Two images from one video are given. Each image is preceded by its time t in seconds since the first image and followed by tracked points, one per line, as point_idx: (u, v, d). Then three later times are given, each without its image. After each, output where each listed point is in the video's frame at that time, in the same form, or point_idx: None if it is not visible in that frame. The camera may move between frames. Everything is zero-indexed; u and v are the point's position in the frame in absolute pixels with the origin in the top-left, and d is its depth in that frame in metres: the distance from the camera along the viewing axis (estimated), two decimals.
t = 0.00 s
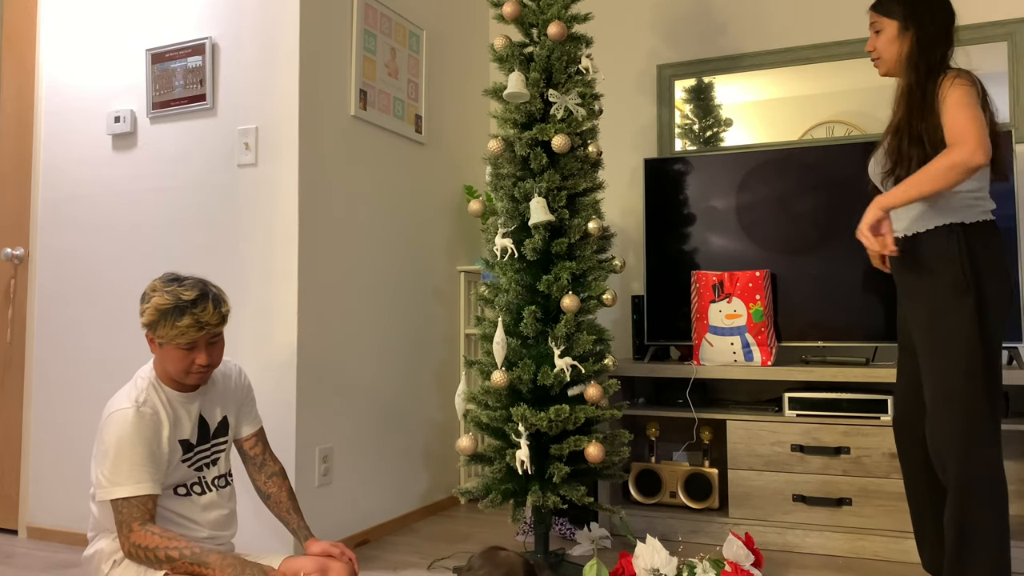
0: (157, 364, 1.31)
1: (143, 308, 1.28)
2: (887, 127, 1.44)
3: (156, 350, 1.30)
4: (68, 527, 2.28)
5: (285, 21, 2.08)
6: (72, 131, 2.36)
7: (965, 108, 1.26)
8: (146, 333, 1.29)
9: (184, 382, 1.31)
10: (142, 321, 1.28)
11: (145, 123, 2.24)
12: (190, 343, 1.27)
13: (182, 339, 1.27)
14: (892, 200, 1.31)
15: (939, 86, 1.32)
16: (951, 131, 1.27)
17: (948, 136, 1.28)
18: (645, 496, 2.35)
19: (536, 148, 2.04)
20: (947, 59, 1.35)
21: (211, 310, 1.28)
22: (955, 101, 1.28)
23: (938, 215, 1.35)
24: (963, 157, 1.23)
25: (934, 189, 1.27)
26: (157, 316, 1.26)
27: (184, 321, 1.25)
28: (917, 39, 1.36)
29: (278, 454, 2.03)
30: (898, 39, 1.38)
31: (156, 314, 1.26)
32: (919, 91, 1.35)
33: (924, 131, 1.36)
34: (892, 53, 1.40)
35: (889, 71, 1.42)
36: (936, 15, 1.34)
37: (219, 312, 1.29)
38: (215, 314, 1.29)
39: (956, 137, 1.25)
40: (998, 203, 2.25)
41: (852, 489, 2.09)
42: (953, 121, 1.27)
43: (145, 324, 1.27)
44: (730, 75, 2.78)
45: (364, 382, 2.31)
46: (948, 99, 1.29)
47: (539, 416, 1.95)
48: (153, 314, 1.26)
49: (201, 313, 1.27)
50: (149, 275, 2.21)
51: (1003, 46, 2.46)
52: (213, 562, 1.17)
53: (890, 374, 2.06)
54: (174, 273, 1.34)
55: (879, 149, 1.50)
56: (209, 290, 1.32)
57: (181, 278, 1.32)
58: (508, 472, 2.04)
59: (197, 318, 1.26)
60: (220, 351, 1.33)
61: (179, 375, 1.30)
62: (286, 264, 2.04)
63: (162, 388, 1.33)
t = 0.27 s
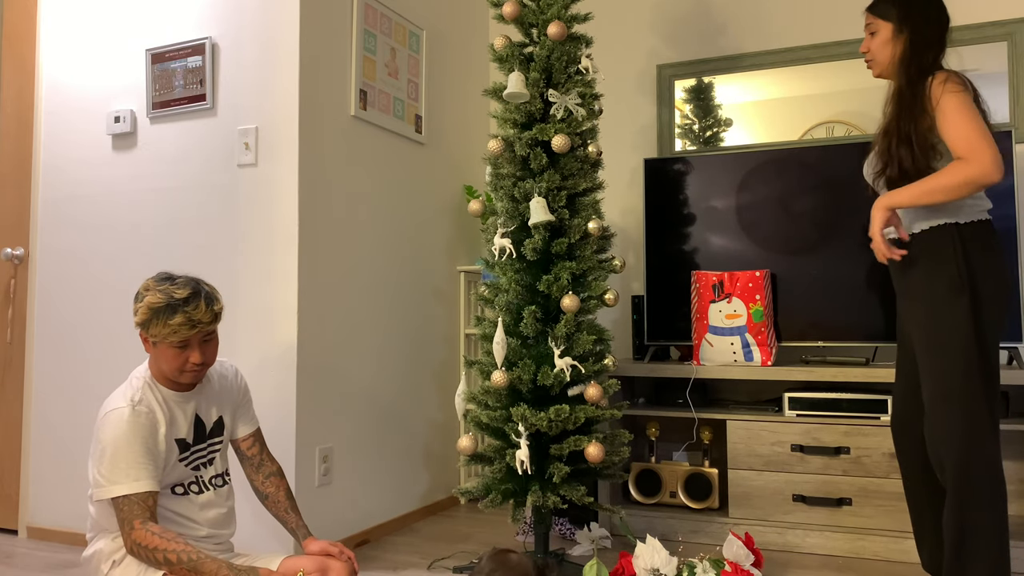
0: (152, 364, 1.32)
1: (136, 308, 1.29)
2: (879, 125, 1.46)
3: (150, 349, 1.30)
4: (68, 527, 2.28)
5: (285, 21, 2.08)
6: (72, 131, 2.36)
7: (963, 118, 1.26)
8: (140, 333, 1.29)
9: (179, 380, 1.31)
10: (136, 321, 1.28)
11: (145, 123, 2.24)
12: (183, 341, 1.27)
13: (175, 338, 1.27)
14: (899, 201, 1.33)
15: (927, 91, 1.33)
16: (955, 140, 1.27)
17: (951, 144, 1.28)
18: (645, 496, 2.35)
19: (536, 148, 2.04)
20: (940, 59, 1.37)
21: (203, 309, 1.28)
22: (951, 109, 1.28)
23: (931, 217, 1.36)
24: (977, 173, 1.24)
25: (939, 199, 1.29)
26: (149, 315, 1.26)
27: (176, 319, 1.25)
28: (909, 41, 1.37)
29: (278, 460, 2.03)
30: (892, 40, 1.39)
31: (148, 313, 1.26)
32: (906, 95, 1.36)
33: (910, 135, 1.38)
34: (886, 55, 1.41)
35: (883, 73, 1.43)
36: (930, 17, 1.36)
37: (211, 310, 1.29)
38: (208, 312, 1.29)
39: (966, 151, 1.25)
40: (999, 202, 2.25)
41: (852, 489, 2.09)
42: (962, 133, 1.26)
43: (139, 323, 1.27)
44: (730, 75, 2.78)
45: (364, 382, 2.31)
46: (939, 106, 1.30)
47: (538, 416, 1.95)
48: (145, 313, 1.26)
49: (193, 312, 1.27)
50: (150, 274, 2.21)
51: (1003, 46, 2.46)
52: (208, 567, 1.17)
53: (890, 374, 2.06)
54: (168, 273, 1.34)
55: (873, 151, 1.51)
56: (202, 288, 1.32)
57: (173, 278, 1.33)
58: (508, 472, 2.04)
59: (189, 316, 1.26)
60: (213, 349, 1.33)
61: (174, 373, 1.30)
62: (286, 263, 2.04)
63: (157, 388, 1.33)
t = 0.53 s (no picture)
0: (148, 365, 1.32)
1: (133, 309, 1.28)
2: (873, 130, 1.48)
3: (147, 350, 1.30)
4: (68, 527, 2.28)
5: (285, 21, 2.08)
6: (72, 131, 2.36)
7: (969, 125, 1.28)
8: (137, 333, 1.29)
9: (177, 380, 1.31)
10: (132, 323, 1.28)
11: (145, 123, 2.24)
12: (180, 342, 1.27)
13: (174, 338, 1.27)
14: (903, 198, 1.35)
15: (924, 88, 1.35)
16: (962, 144, 1.29)
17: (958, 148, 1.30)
18: (645, 496, 2.35)
19: (536, 148, 2.04)
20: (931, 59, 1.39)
21: (199, 309, 1.28)
22: (953, 112, 1.30)
23: (932, 214, 1.36)
24: (989, 181, 1.26)
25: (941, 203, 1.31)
26: (145, 317, 1.26)
27: (172, 320, 1.25)
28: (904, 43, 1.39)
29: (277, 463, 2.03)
30: (885, 42, 1.42)
31: (144, 314, 1.26)
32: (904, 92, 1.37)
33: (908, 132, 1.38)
34: (880, 57, 1.43)
35: (876, 75, 1.45)
36: (924, 20, 1.39)
37: (208, 311, 1.29)
38: (204, 313, 1.28)
39: (978, 158, 1.27)
40: (999, 202, 2.25)
41: (852, 489, 2.09)
42: (972, 143, 1.28)
43: (135, 324, 1.27)
44: (730, 75, 2.79)
45: (364, 382, 2.31)
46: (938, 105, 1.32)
47: (538, 416, 1.95)
48: (142, 314, 1.26)
49: (189, 312, 1.27)
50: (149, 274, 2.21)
51: (1003, 46, 2.46)
52: (211, 565, 1.16)
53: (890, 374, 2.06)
54: (164, 273, 1.34)
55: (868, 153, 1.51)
56: (198, 288, 1.32)
57: (169, 278, 1.33)
58: (508, 472, 2.03)
59: (185, 317, 1.26)
60: (210, 349, 1.33)
61: (172, 374, 1.30)
62: (286, 263, 2.04)
63: (154, 388, 1.33)
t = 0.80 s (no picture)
0: (148, 365, 1.32)
1: (132, 310, 1.28)
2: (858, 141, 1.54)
3: (147, 351, 1.30)
4: (68, 527, 2.28)
5: (285, 21, 2.08)
6: (72, 131, 2.36)
7: (942, 133, 1.30)
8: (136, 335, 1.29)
9: (177, 381, 1.31)
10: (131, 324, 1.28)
11: (145, 123, 2.24)
12: (178, 343, 1.27)
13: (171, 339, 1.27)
14: (886, 208, 1.37)
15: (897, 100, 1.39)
16: (935, 150, 1.31)
17: (933, 155, 1.32)
18: (645, 496, 2.35)
19: (536, 148, 2.04)
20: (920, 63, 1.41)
21: (199, 310, 1.28)
22: (928, 116, 1.32)
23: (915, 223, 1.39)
24: (958, 186, 1.28)
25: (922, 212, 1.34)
26: (145, 318, 1.26)
27: (172, 321, 1.25)
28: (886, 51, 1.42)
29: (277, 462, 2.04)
30: (862, 56, 1.47)
31: (143, 316, 1.26)
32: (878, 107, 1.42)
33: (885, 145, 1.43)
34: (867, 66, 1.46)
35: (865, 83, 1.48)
36: (907, 28, 1.41)
37: (207, 312, 1.29)
38: (203, 313, 1.28)
39: (948, 164, 1.29)
40: (999, 202, 2.25)
41: (852, 489, 2.09)
42: (946, 148, 1.29)
43: (135, 325, 1.27)
44: (730, 75, 2.78)
45: (364, 382, 2.31)
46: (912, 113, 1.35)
47: (538, 416, 1.95)
48: (141, 315, 1.26)
49: (189, 314, 1.27)
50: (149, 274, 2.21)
51: (1003, 46, 2.46)
52: (214, 563, 1.17)
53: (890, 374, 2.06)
54: (163, 273, 1.34)
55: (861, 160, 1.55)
56: (197, 289, 1.32)
57: (169, 279, 1.33)
58: (508, 472, 2.03)
59: (185, 318, 1.26)
60: (210, 350, 1.33)
61: (170, 375, 1.30)
62: (286, 263, 2.04)
63: (154, 388, 1.33)
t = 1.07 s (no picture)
0: (149, 366, 1.32)
1: (132, 311, 1.29)
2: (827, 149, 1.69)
3: (147, 352, 1.30)
4: (68, 527, 2.28)
5: (285, 21, 2.08)
6: (72, 131, 2.36)
7: (909, 139, 1.43)
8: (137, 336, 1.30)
9: (178, 381, 1.31)
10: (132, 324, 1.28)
11: (145, 123, 2.24)
12: (180, 344, 1.27)
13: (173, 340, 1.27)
14: (856, 217, 1.51)
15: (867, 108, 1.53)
16: (903, 158, 1.44)
17: (900, 163, 1.45)
18: (645, 496, 2.35)
19: (536, 148, 2.04)
20: (886, 76, 1.55)
21: (199, 311, 1.28)
22: (897, 127, 1.45)
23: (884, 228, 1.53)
24: (925, 192, 1.41)
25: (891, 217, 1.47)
26: (145, 319, 1.26)
27: (172, 322, 1.25)
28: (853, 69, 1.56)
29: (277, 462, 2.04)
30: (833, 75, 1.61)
31: (144, 316, 1.26)
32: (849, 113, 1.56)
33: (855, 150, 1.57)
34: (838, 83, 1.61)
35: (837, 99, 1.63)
36: (873, 49, 1.56)
37: (208, 313, 1.29)
38: (204, 314, 1.28)
39: (915, 171, 1.42)
40: (999, 202, 2.25)
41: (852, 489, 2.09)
42: (913, 156, 1.43)
43: (135, 326, 1.27)
44: (730, 75, 2.79)
45: (364, 382, 2.31)
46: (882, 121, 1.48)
47: (538, 416, 1.95)
48: (142, 316, 1.26)
49: (189, 315, 1.27)
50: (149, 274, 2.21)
51: (1003, 46, 2.46)
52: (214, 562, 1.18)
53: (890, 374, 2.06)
54: (164, 274, 1.34)
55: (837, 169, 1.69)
56: (197, 290, 1.32)
57: (169, 279, 1.33)
58: (508, 472, 2.04)
59: (185, 319, 1.26)
60: (210, 351, 1.33)
61: (172, 376, 1.30)
62: (286, 263, 2.04)
63: (155, 388, 1.33)
